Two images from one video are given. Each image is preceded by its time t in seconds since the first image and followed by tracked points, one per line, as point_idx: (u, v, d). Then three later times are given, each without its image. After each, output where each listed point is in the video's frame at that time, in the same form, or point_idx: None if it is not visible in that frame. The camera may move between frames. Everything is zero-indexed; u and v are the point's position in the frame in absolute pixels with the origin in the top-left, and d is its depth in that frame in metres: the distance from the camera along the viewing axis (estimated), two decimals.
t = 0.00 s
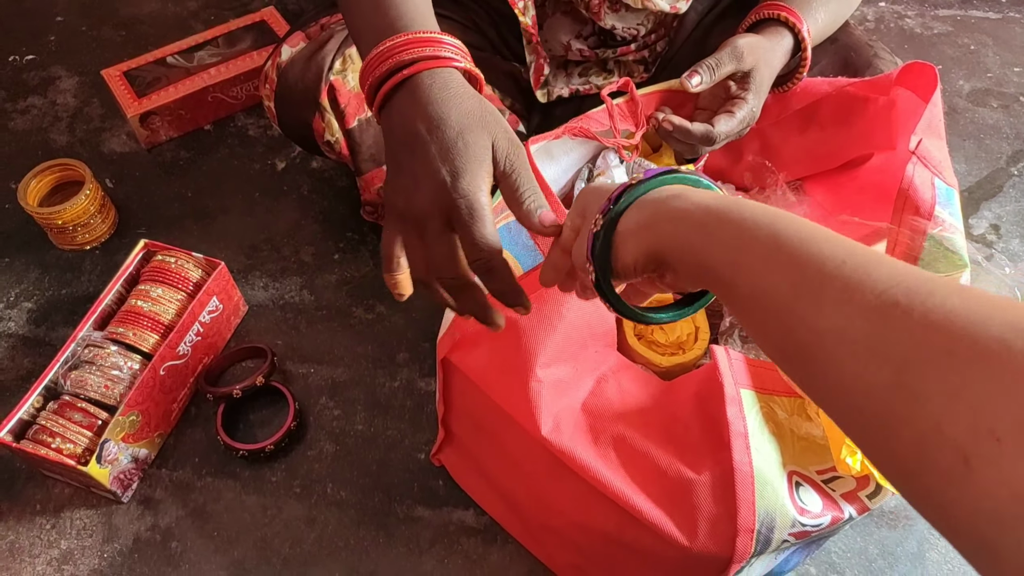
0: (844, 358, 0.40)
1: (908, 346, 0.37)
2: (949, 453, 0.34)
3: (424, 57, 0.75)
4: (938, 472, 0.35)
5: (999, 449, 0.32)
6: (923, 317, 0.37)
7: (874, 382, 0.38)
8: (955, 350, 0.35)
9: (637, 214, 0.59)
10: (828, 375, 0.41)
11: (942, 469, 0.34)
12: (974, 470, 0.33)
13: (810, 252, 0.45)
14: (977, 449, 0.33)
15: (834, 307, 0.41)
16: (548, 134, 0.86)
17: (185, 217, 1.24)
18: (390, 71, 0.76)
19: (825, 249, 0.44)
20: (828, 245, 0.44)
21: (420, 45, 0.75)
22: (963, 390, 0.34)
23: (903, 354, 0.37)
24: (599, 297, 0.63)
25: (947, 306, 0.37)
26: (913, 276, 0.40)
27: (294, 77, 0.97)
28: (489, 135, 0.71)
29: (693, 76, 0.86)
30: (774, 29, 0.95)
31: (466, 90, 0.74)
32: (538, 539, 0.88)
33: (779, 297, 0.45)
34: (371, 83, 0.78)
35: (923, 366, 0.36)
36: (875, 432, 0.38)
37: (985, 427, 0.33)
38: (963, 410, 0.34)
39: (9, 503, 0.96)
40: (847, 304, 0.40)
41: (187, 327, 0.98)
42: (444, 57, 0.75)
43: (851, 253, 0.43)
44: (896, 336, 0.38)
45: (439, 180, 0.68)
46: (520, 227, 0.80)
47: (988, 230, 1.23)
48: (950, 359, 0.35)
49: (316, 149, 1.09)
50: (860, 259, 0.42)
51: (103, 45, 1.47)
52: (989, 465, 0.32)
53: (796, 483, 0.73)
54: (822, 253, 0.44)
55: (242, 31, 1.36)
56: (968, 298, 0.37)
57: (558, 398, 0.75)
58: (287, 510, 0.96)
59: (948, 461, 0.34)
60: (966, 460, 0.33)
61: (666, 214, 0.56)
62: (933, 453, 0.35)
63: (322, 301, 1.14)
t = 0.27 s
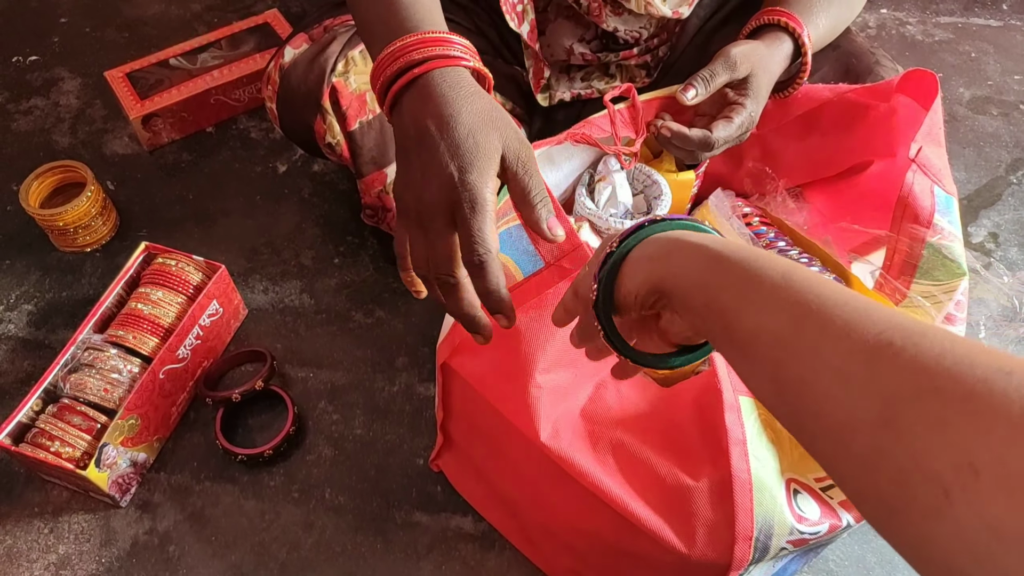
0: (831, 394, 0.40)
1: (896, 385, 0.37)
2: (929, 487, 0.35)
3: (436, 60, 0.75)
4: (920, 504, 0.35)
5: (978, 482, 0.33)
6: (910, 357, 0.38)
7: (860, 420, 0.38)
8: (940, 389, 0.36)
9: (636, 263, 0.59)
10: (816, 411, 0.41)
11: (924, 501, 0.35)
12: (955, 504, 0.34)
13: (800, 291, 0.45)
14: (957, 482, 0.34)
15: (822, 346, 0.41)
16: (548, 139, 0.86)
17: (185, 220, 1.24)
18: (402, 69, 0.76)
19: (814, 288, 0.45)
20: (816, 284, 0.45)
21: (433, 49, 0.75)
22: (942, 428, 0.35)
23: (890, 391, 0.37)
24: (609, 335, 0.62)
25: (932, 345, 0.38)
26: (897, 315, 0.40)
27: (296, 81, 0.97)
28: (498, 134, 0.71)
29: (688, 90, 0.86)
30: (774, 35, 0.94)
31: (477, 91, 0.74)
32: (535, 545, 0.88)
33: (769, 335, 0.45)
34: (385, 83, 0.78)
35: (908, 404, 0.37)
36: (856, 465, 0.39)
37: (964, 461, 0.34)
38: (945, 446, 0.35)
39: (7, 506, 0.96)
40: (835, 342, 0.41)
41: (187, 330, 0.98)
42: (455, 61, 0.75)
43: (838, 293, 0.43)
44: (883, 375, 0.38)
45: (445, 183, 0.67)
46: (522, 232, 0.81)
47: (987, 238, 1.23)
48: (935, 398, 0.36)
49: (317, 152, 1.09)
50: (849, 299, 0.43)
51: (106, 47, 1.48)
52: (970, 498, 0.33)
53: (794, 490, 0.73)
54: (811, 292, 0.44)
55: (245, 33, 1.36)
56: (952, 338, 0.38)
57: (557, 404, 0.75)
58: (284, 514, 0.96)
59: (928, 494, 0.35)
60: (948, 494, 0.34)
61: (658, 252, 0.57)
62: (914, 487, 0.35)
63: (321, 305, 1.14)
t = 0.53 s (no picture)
0: (805, 431, 0.41)
1: (860, 418, 0.38)
2: (897, 517, 0.36)
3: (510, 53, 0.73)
4: (893, 535, 0.36)
5: (942, 514, 0.34)
6: (874, 389, 0.38)
7: (830, 457, 0.39)
8: (900, 419, 0.37)
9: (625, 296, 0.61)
10: (797, 448, 0.42)
11: (894, 533, 0.36)
12: (922, 535, 0.35)
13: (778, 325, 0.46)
14: (923, 514, 0.35)
15: (795, 382, 0.42)
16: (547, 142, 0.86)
17: (186, 221, 1.24)
18: (476, 71, 0.74)
19: (789, 322, 0.46)
20: (790, 317, 0.46)
21: (507, 42, 0.73)
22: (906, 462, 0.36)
23: (856, 426, 0.38)
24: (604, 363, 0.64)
25: (890, 371, 0.39)
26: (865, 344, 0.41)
27: (297, 84, 0.97)
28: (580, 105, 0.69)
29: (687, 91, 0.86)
30: (773, 37, 0.94)
31: (555, 79, 0.71)
32: (536, 547, 0.88)
33: (750, 372, 0.46)
34: (461, 89, 0.76)
35: (874, 438, 0.38)
36: (836, 499, 0.40)
37: (927, 494, 0.35)
38: (908, 479, 0.36)
39: (8, 508, 0.96)
40: (806, 378, 0.42)
41: (187, 333, 0.98)
42: (532, 51, 0.73)
43: (812, 326, 0.44)
44: (849, 410, 0.39)
45: (525, 156, 0.66)
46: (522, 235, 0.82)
47: (986, 240, 1.23)
48: (897, 429, 0.37)
49: (318, 154, 1.09)
50: (823, 332, 0.44)
51: (106, 49, 1.48)
52: (936, 529, 0.34)
53: (795, 492, 0.73)
54: (785, 326, 0.46)
55: (246, 36, 1.37)
56: (915, 364, 0.38)
57: (558, 406, 0.75)
58: (285, 516, 0.96)
59: (896, 524, 0.36)
60: (916, 525, 0.35)
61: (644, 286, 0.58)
62: (884, 520, 0.37)
63: (322, 307, 1.14)
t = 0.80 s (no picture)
0: (813, 427, 0.40)
1: (874, 415, 0.37)
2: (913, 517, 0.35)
3: (590, 106, 0.71)
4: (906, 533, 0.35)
5: (957, 511, 0.34)
6: (885, 386, 0.37)
7: (839, 453, 0.38)
8: (914, 417, 0.36)
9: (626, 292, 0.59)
10: (803, 443, 0.41)
11: (907, 530, 0.35)
12: (938, 533, 0.34)
13: (784, 319, 0.45)
14: (938, 512, 0.34)
15: (803, 378, 0.41)
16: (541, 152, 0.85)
17: (187, 223, 1.24)
18: (555, 121, 0.72)
19: (795, 316, 0.44)
20: (795, 310, 0.45)
21: (588, 95, 0.71)
22: (918, 459, 0.35)
23: (868, 423, 0.37)
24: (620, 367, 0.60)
25: (908, 369, 0.37)
26: (874, 339, 0.40)
27: (298, 87, 0.98)
28: (657, 170, 0.66)
29: (688, 94, 0.86)
30: (774, 42, 0.94)
31: (633, 138, 0.69)
32: (536, 550, 0.88)
33: (757, 368, 0.45)
34: (539, 139, 0.74)
35: (886, 435, 0.37)
36: (841, 492, 0.39)
37: (943, 490, 0.34)
38: (922, 477, 0.35)
39: (7, 509, 0.96)
40: (815, 373, 0.41)
41: (188, 334, 0.98)
42: (613, 108, 0.72)
43: (819, 320, 0.43)
44: (859, 407, 0.38)
45: (584, 207, 0.64)
46: (524, 239, 0.83)
47: (986, 244, 1.23)
48: (911, 427, 0.36)
49: (319, 157, 1.09)
50: (830, 326, 0.42)
51: (108, 51, 1.48)
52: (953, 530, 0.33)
53: (795, 495, 0.73)
54: (792, 320, 0.44)
55: (247, 39, 1.37)
56: (927, 361, 0.37)
57: (558, 409, 0.75)
58: (285, 518, 0.96)
59: (911, 523, 0.35)
60: (931, 524, 0.34)
61: (646, 282, 0.57)
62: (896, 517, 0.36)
63: (322, 310, 1.14)
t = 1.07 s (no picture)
0: (821, 431, 0.40)
1: (880, 419, 0.37)
2: (920, 521, 0.35)
3: (588, 148, 0.72)
4: (912, 537, 0.35)
5: (964, 515, 0.33)
6: (892, 390, 0.37)
7: (847, 457, 0.38)
8: (921, 421, 0.35)
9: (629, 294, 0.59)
10: (811, 446, 0.41)
11: (915, 534, 0.35)
12: (944, 537, 0.34)
13: (789, 322, 0.45)
14: (945, 516, 0.34)
15: (810, 381, 0.41)
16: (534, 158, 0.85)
17: (190, 222, 1.24)
18: (556, 164, 0.73)
19: (801, 318, 0.44)
20: (801, 313, 0.45)
21: (586, 139, 0.73)
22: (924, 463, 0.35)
23: (874, 427, 0.37)
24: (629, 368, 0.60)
25: (915, 372, 0.37)
26: (881, 342, 0.40)
27: (301, 86, 0.98)
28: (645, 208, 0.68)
29: (689, 94, 0.86)
30: (778, 41, 0.94)
31: (632, 180, 0.71)
32: (539, 549, 0.88)
33: (764, 370, 0.45)
34: (541, 176, 0.75)
35: (893, 439, 0.36)
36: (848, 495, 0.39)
37: (951, 494, 0.34)
38: (929, 480, 0.35)
39: (11, 507, 0.96)
40: (822, 377, 0.40)
41: (192, 333, 0.98)
42: (613, 152, 0.73)
43: (826, 322, 0.43)
44: (867, 411, 0.38)
45: (574, 224, 0.65)
46: (526, 238, 0.83)
47: (991, 244, 1.23)
48: (918, 431, 0.35)
49: (323, 156, 1.09)
50: (838, 328, 0.42)
51: (111, 50, 1.48)
52: (960, 534, 0.33)
53: (798, 496, 0.73)
54: (798, 322, 0.44)
55: (251, 37, 1.37)
56: (935, 364, 0.37)
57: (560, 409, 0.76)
58: (288, 517, 0.96)
59: (918, 527, 0.35)
60: (937, 529, 0.34)
61: (651, 283, 0.57)
62: (903, 522, 0.35)
63: (326, 309, 1.14)
